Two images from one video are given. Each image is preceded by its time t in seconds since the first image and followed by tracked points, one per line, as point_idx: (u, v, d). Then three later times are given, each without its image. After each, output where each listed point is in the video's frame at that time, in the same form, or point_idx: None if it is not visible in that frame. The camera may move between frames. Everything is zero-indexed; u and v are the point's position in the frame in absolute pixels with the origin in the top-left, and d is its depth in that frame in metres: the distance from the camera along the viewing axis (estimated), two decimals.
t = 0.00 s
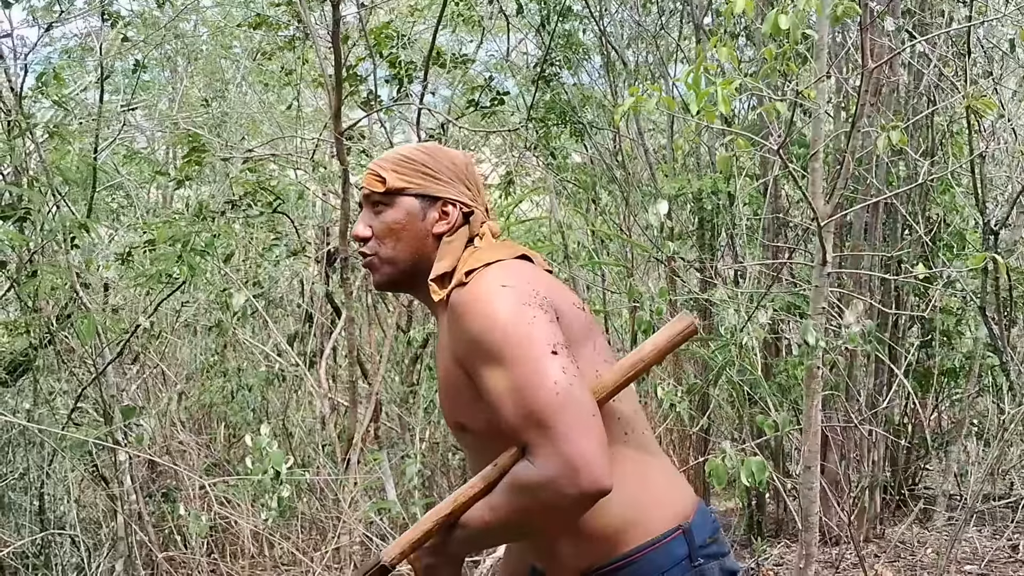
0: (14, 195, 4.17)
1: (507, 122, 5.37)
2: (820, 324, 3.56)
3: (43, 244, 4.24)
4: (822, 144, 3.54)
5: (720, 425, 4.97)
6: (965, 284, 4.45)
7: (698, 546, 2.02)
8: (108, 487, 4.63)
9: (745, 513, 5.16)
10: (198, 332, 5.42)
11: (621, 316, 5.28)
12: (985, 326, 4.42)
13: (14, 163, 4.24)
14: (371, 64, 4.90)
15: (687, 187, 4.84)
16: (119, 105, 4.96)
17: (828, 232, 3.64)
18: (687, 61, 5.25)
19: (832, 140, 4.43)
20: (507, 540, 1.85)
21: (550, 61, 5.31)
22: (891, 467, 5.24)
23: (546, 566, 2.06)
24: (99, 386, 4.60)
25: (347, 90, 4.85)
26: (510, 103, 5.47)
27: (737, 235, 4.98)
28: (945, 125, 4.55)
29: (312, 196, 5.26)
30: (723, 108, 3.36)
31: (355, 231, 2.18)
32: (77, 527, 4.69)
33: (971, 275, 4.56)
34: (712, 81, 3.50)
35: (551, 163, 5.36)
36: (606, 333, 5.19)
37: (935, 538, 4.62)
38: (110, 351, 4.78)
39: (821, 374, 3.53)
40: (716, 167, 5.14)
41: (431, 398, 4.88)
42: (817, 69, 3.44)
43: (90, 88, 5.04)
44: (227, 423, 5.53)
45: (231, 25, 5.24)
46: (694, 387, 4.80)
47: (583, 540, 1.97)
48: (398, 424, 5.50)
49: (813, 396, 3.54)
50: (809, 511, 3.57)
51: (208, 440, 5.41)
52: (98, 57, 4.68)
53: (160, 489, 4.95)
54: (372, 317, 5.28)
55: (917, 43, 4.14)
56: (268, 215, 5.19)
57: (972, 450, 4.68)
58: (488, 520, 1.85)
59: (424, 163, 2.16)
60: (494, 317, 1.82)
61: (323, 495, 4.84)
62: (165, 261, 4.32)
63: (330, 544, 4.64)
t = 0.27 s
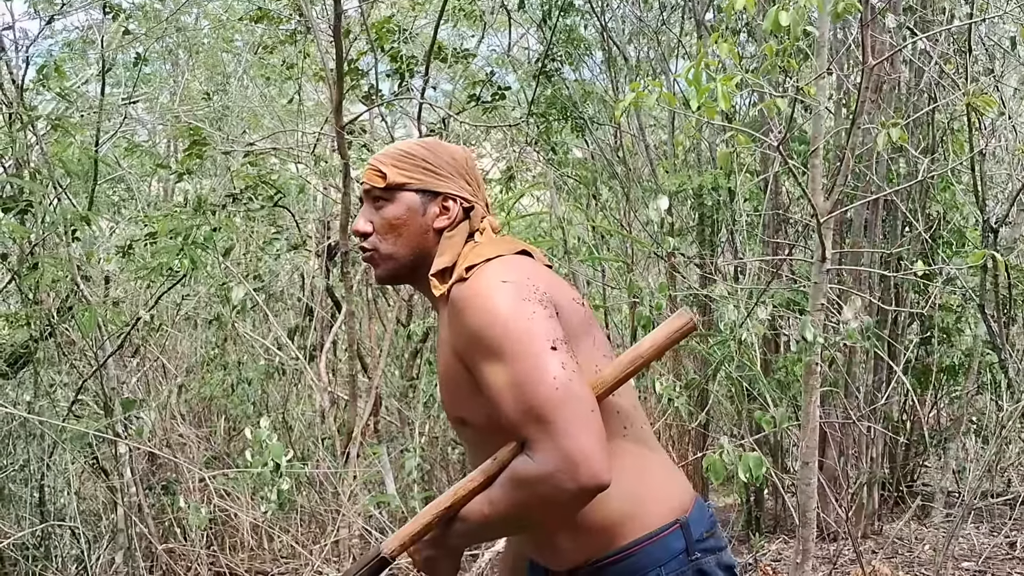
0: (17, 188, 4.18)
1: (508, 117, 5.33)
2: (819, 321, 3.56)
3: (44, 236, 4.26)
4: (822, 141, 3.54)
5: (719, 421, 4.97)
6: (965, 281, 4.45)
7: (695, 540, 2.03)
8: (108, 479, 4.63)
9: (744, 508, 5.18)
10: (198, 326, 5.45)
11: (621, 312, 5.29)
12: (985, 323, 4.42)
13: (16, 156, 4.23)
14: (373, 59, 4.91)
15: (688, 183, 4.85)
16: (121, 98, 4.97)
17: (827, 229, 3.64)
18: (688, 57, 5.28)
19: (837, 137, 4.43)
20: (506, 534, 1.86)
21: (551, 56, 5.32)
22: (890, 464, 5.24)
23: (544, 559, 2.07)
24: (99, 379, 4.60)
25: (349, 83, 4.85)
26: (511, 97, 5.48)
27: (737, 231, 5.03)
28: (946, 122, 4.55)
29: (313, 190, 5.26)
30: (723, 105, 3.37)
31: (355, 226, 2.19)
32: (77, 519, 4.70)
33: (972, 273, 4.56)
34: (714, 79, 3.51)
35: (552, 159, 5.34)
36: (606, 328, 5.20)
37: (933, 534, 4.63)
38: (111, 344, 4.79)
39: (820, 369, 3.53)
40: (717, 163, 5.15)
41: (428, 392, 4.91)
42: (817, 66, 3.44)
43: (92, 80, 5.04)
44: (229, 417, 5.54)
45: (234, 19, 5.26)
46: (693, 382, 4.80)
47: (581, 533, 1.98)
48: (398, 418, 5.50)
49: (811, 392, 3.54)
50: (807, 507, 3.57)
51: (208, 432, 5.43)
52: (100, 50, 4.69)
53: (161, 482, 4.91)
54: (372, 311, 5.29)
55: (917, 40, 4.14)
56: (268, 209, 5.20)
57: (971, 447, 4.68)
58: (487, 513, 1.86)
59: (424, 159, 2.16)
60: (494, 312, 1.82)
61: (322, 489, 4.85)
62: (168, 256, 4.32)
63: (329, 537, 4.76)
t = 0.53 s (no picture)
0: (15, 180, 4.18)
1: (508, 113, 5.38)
2: (816, 319, 3.56)
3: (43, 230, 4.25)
4: (821, 138, 3.53)
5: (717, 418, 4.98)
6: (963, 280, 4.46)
7: (684, 537, 2.03)
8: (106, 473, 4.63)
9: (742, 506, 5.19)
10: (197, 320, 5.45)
11: (620, 308, 5.28)
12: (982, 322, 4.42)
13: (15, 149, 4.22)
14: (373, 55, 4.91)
15: (686, 180, 4.84)
16: (121, 92, 4.96)
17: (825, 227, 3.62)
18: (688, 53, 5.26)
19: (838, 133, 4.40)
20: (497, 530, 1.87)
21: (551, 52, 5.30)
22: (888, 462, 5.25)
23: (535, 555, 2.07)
24: (97, 372, 4.60)
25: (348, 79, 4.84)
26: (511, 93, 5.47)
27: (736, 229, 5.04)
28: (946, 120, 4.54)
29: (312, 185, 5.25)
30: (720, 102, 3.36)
31: (348, 222, 2.19)
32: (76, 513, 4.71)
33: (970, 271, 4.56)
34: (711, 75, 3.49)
35: (552, 155, 5.33)
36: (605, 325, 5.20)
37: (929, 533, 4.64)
38: (110, 338, 4.79)
39: (816, 368, 3.54)
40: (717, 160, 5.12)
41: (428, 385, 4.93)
42: (817, 63, 3.44)
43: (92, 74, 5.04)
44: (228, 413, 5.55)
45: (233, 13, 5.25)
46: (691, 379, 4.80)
47: (572, 530, 1.99)
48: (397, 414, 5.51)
49: (807, 390, 3.54)
50: (803, 505, 3.58)
51: (207, 427, 5.44)
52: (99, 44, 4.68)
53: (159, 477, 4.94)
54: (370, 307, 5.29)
55: (918, 37, 4.13)
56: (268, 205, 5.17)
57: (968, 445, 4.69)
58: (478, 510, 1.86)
59: (417, 154, 2.16)
60: (487, 309, 1.82)
61: (320, 484, 4.86)
62: (164, 249, 4.33)
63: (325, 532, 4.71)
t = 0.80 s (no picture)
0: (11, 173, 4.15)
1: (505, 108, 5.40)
2: (804, 315, 3.58)
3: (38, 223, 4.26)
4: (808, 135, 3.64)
5: (711, 414, 4.99)
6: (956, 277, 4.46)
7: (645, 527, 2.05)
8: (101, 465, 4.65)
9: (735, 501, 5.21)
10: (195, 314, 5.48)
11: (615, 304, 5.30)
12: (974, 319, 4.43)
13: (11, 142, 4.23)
14: (368, 49, 4.90)
15: (681, 176, 4.83)
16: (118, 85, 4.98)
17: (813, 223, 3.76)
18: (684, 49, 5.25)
19: (827, 131, 4.43)
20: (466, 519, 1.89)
21: (549, 47, 5.30)
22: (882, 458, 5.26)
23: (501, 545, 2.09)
24: (94, 366, 4.60)
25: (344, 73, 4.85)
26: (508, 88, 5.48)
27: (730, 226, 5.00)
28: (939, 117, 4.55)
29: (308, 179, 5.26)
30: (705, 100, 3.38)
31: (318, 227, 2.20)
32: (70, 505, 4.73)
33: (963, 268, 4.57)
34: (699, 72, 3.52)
35: (549, 150, 5.37)
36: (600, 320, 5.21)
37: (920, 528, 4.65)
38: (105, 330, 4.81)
39: (804, 363, 3.56)
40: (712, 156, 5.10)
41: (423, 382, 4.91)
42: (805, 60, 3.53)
43: (90, 68, 5.06)
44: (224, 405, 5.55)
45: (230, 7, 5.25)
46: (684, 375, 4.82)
47: (538, 519, 2.00)
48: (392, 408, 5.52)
49: (795, 386, 3.56)
50: (791, 500, 3.59)
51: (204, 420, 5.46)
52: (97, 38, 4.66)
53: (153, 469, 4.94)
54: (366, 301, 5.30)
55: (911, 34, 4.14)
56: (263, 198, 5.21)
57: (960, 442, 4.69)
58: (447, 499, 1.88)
59: (373, 151, 2.15)
60: (458, 300, 1.83)
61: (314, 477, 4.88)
62: (158, 243, 4.35)
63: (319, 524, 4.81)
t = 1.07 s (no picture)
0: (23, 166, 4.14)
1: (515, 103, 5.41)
2: (806, 309, 3.62)
3: (51, 217, 4.28)
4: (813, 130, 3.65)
5: (718, 409, 4.99)
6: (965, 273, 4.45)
7: (634, 516, 2.10)
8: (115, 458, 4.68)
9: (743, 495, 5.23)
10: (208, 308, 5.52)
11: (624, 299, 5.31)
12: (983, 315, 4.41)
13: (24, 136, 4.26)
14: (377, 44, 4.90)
15: (689, 171, 4.97)
16: (131, 80, 5.01)
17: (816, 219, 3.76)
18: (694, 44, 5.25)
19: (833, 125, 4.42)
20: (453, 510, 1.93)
21: (559, 42, 5.28)
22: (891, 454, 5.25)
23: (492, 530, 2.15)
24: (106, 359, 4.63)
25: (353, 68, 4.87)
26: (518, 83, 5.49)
27: (739, 221, 5.03)
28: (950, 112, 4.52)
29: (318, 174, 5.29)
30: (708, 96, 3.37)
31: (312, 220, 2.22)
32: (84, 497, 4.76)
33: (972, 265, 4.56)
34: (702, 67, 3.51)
35: (559, 145, 5.38)
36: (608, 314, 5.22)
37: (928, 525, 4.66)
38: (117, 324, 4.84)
39: (806, 358, 3.58)
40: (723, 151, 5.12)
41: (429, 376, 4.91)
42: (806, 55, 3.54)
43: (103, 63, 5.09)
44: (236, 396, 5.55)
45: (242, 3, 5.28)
46: (692, 371, 4.83)
47: (528, 507, 2.06)
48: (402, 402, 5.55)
49: (797, 381, 3.58)
50: (792, 495, 3.61)
51: (217, 413, 5.50)
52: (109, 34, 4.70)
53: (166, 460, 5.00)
54: (375, 296, 5.33)
55: (919, 29, 4.12)
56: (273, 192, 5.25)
57: (968, 439, 4.69)
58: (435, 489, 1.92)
59: (360, 146, 2.16)
60: (448, 296, 1.86)
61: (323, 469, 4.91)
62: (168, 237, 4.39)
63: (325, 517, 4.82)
